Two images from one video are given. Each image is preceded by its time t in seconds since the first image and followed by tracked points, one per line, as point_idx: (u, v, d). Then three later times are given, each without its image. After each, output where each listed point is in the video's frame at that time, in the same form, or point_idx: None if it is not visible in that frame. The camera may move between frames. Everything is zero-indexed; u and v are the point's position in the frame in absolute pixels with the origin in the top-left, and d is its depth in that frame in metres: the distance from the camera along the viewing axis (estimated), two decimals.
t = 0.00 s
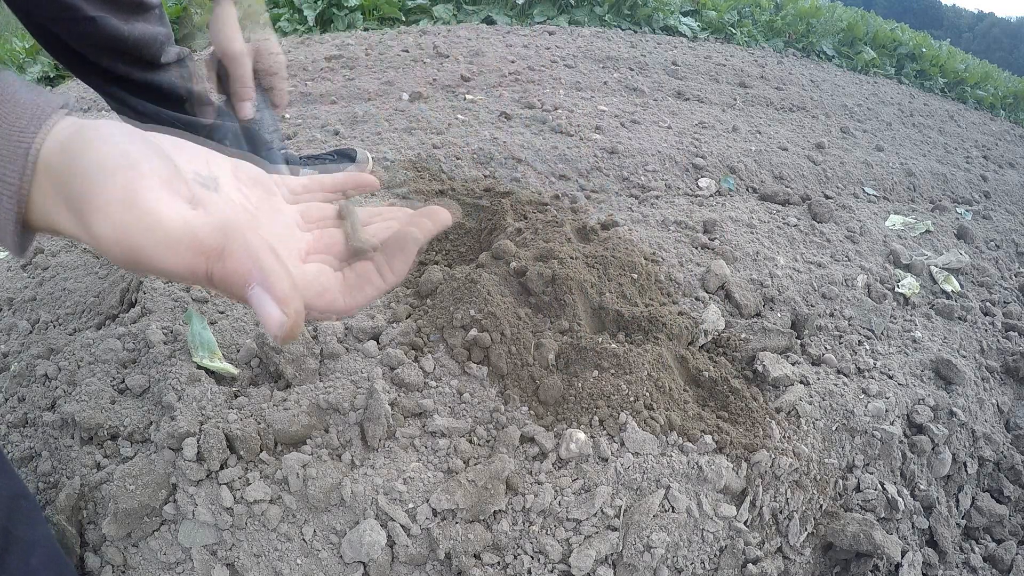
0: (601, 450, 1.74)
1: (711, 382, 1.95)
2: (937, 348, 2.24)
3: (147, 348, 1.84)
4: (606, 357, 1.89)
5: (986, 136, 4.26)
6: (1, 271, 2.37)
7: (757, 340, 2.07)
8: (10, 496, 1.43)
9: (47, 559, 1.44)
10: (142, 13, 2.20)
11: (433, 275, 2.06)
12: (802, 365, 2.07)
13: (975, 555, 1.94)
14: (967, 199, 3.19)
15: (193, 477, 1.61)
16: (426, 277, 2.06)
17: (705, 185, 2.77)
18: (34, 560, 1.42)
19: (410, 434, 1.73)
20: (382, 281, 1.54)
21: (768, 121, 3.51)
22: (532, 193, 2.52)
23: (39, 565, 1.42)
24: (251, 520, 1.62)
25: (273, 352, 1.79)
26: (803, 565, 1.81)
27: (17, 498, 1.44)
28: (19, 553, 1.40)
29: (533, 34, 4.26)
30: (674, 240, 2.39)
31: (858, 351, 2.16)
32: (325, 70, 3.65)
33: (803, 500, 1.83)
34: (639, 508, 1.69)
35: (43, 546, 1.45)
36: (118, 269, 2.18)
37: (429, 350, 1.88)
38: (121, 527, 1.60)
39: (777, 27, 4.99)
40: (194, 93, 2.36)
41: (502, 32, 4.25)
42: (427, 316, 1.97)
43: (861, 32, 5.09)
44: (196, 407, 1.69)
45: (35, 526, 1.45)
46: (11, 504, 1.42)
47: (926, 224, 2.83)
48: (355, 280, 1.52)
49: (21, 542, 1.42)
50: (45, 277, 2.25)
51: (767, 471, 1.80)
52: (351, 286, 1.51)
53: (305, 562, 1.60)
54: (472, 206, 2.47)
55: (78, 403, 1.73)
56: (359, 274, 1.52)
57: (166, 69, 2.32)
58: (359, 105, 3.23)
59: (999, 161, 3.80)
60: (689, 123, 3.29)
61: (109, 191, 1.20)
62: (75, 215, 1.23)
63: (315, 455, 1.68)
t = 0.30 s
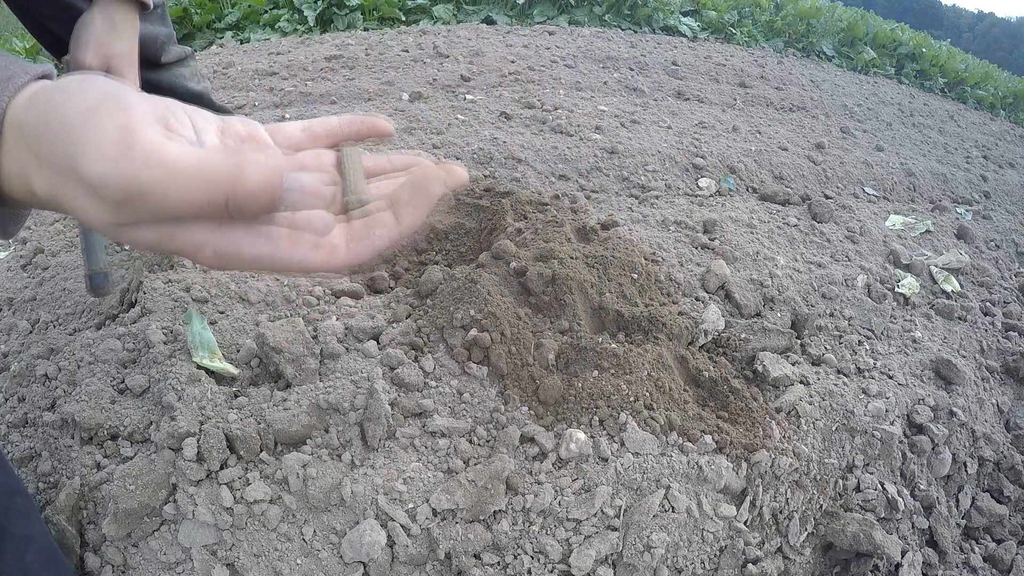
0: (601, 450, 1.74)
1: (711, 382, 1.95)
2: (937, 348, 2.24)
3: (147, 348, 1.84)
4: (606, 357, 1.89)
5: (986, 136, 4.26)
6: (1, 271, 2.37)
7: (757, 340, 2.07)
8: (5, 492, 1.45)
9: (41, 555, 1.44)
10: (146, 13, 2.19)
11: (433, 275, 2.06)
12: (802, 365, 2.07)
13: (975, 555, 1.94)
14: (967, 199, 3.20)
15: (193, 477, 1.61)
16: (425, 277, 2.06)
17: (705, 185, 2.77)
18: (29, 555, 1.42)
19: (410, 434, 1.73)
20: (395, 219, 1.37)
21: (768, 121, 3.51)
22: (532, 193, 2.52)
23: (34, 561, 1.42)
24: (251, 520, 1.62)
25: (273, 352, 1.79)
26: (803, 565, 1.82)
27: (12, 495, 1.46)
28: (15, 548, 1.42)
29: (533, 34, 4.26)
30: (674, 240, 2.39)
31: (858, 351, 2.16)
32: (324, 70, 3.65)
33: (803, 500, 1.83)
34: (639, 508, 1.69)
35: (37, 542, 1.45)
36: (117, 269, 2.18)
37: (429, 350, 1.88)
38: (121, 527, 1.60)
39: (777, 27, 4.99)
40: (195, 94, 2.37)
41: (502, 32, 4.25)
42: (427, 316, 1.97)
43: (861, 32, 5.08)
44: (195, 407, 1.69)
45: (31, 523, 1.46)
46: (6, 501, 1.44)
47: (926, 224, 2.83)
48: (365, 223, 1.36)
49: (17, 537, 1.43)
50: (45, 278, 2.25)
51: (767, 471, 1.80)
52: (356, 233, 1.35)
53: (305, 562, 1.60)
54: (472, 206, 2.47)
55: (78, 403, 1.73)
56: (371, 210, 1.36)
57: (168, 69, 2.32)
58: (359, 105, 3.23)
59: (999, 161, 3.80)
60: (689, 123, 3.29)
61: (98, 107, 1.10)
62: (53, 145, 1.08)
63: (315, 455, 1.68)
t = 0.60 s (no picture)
0: (602, 450, 1.74)
1: (711, 382, 1.95)
2: (937, 348, 2.24)
3: (147, 347, 1.84)
4: (606, 357, 1.89)
5: (986, 136, 4.26)
6: (1, 271, 2.37)
7: (757, 340, 2.07)
8: None
9: (41, 555, 1.45)
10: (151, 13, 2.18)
11: (433, 275, 2.06)
12: (802, 365, 2.07)
13: (974, 555, 1.94)
14: (967, 199, 3.20)
15: (193, 477, 1.61)
16: (426, 277, 2.06)
17: (705, 185, 2.77)
18: (29, 555, 1.43)
19: (410, 434, 1.73)
20: (421, 105, 1.24)
21: (768, 121, 3.51)
22: (532, 193, 2.53)
23: (34, 561, 1.43)
24: (251, 520, 1.62)
25: (273, 352, 1.79)
26: (803, 565, 1.82)
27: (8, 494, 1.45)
28: (15, 548, 1.43)
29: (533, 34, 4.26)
30: (674, 240, 2.39)
31: (858, 351, 2.16)
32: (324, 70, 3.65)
33: (803, 500, 1.83)
34: (639, 508, 1.69)
35: (37, 541, 1.45)
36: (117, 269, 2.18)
37: (429, 350, 1.88)
38: (121, 527, 1.60)
39: (777, 27, 4.99)
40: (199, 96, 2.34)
41: (501, 32, 4.26)
42: (427, 316, 1.97)
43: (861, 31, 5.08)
44: (196, 407, 1.69)
45: (28, 521, 1.46)
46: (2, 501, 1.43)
47: (926, 224, 2.83)
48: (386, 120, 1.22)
49: (17, 538, 1.43)
50: (45, 277, 2.25)
51: (767, 471, 1.80)
52: (382, 131, 1.21)
53: (305, 562, 1.60)
54: (472, 207, 2.47)
55: (78, 403, 1.73)
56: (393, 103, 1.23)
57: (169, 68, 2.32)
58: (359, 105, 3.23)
59: (999, 161, 3.80)
60: (689, 123, 3.29)
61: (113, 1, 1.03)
62: (62, 44, 0.99)
63: (315, 455, 1.68)
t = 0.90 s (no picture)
0: (602, 450, 1.74)
1: (711, 382, 1.95)
2: (937, 348, 2.24)
3: (148, 348, 1.84)
4: (606, 357, 1.89)
5: (986, 136, 4.26)
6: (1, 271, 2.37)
7: (757, 340, 2.07)
8: None
9: (40, 557, 1.45)
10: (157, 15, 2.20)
11: (433, 275, 2.06)
12: (802, 365, 2.07)
13: (975, 555, 1.93)
14: (967, 199, 3.20)
15: (193, 477, 1.61)
16: (426, 277, 2.06)
17: (705, 185, 2.77)
18: (27, 555, 1.43)
19: (410, 434, 1.73)
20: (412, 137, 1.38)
21: (768, 121, 3.51)
22: (532, 193, 2.53)
23: (34, 561, 1.44)
24: (251, 520, 1.62)
25: (272, 352, 1.79)
26: (803, 565, 1.82)
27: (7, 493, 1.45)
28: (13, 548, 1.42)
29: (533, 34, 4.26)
30: (674, 240, 2.39)
31: (858, 351, 2.16)
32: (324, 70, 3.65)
33: (803, 500, 1.83)
34: (639, 508, 1.69)
35: (37, 541, 1.45)
36: (117, 269, 2.18)
37: (429, 350, 1.88)
38: (121, 527, 1.60)
39: (777, 27, 4.99)
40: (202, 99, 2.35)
41: (502, 32, 4.26)
42: (427, 316, 1.97)
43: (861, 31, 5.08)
44: (196, 407, 1.69)
45: (27, 521, 1.46)
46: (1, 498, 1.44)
47: (926, 224, 2.83)
48: (380, 146, 1.39)
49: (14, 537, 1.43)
50: (45, 278, 2.25)
51: (767, 471, 1.80)
52: (378, 157, 1.39)
53: (304, 562, 1.60)
54: (472, 207, 2.47)
55: (78, 403, 1.73)
56: (389, 127, 1.39)
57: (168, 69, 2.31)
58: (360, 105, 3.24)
59: (999, 161, 3.80)
60: (689, 123, 3.29)
61: None
62: (100, 20, 1.10)
63: (315, 455, 1.68)
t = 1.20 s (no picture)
0: (602, 450, 1.74)
1: (711, 382, 1.95)
2: (937, 348, 2.24)
3: (147, 348, 1.84)
4: (606, 357, 1.89)
5: (986, 136, 4.26)
6: (1, 271, 2.37)
7: (757, 340, 2.07)
8: None
9: (37, 560, 1.47)
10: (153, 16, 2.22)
11: (433, 275, 2.06)
12: (802, 365, 2.07)
13: (974, 555, 1.93)
14: (967, 199, 3.20)
15: (193, 477, 1.61)
16: (426, 277, 2.06)
17: (705, 185, 2.77)
18: (21, 557, 1.44)
19: (410, 434, 1.73)
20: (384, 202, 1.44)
21: (768, 121, 3.50)
22: (532, 193, 2.53)
23: (28, 563, 1.45)
24: (251, 520, 1.62)
25: (273, 352, 1.79)
26: (803, 565, 1.82)
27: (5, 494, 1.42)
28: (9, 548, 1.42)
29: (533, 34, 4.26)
30: (674, 240, 2.39)
31: (858, 351, 2.16)
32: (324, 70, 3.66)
33: (803, 501, 1.83)
34: (639, 508, 1.69)
35: (32, 544, 1.46)
36: (117, 269, 2.18)
37: (429, 350, 1.88)
38: (121, 528, 1.60)
39: (777, 27, 4.99)
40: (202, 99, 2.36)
41: (502, 32, 4.26)
42: (427, 316, 1.97)
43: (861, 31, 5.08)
44: (196, 407, 1.69)
45: (22, 522, 1.45)
46: None
47: (926, 224, 2.83)
48: (351, 206, 1.45)
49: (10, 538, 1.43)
50: (45, 277, 2.25)
51: (767, 472, 1.80)
52: (348, 216, 1.45)
53: (304, 562, 1.60)
54: (472, 207, 2.47)
55: (78, 403, 1.73)
56: (363, 188, 1.45)
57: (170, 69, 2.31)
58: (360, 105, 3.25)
59: (999, 161, 3.80)
60: (689, 123, 3.29)
61: None
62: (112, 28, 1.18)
63: (315, 455, 1.68)
